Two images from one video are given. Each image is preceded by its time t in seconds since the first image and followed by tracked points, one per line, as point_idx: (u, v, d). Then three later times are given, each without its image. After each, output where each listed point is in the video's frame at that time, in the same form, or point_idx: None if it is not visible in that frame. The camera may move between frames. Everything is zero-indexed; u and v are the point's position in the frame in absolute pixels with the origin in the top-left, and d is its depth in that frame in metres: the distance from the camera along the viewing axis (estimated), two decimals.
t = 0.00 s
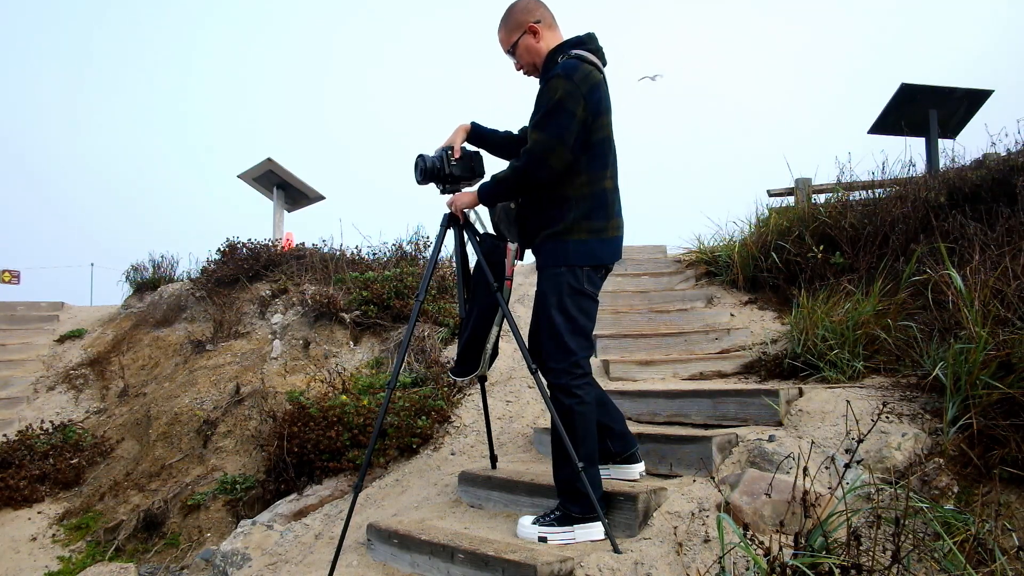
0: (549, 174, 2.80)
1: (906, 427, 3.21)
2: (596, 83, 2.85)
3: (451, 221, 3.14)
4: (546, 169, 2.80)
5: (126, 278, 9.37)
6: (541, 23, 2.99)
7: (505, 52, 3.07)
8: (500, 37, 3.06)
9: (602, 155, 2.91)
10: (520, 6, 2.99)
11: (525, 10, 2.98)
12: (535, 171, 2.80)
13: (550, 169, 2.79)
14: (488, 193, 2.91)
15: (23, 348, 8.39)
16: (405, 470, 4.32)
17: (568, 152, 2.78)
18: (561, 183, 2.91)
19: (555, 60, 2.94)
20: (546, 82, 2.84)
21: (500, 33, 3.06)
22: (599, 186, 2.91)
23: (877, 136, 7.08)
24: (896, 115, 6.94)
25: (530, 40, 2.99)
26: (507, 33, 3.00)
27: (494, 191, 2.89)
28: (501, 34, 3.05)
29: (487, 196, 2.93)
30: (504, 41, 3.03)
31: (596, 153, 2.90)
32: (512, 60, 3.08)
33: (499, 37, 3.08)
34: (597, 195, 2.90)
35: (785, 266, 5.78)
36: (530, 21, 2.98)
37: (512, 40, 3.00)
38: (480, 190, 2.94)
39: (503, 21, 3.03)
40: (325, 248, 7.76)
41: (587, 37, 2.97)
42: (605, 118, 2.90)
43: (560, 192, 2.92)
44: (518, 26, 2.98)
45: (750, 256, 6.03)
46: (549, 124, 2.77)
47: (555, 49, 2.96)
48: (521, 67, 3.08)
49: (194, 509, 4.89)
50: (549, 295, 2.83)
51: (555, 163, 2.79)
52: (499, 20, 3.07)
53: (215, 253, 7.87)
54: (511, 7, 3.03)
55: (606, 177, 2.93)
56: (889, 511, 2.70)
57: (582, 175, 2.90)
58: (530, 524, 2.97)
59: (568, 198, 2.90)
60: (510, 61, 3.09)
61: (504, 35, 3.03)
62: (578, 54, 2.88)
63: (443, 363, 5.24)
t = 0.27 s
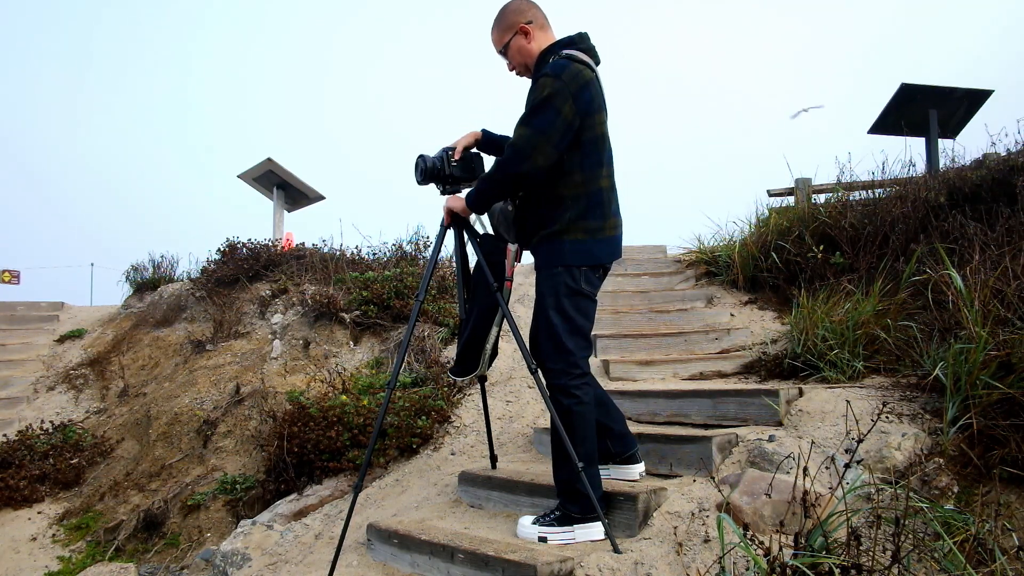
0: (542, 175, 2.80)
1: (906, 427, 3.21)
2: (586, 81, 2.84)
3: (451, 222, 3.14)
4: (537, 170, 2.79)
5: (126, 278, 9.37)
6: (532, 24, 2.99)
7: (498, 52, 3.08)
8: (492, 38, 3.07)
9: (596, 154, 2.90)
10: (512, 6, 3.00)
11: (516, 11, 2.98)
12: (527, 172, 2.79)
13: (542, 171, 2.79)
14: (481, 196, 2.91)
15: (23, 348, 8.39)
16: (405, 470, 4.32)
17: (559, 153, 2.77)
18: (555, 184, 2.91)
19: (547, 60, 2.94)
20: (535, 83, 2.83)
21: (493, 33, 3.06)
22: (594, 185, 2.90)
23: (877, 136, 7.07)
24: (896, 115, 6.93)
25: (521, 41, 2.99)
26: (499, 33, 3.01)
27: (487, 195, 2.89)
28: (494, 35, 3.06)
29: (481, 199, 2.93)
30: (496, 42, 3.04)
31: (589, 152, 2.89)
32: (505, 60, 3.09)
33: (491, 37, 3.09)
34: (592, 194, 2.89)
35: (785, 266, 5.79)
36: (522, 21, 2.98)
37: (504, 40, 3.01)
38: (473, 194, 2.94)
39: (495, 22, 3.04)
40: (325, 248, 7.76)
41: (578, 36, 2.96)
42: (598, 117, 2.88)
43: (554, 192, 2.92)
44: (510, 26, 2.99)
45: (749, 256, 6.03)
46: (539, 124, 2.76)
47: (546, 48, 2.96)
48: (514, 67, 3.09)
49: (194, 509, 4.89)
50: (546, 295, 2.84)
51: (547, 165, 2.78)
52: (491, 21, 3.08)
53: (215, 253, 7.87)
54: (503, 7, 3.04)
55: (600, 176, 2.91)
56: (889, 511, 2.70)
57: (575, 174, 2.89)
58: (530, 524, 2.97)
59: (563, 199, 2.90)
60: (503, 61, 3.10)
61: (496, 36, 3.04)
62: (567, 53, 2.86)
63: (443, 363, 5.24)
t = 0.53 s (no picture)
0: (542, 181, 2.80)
1: (906, 427, 3.21)
2: (584, 85, 2.83)
3: (451, 222, 3.14)
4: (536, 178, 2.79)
5: (126, 278, 9.37)
6: (531, 23, 3.00)
7: (497, 53, 3.09)
8: (492, 39, 3.08)
9: (595, 156, 2.89)
10: (510, 6, 3.00)
11: (515, 11, 2.99)
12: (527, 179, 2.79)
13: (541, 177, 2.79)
14: (481, 201, 2.92)
15: (23, 348, 8.39)
16: (405, 470, 4.32)
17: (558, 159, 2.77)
18: (555, 187, 2.91)
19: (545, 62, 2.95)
20: (532, 89, 2.83)
21: (492, 34, 3.07)
22: (594, 187, 2.90)
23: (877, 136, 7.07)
24: (896, 115, 6.93)
25: (520, 41, 3.00)
26: (498, 33, 3.02)
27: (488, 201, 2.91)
28: (493, 35, 3.07)
29: (482, 204, 2.95)
30: (495, 42, 3.05)
31: (588, 155, 2.88)
32: (504, 61, 3.09)
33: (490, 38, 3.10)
34: (593, 196, 2.89)
35: (785, 266, 5.78)
36: (520, 21, 2.99)
37: (502, 40, 3.02)
38: (473, 197, 2.95)
39: (494, 22, 3.05)
40: (325, 248, 7.76)
41: (574, 35, 2.96)
42: (596, 119, 2.87)
43: (555, 195, 2.92)
44: (508, 27, 3.00)
45: (750, 256, 6.03)
46: (536, 133, 2.75)
47: (544, 50, 2.97)
48: (514, 68, 3.09)
49: (194, 509, 4.89)
50: (547, 296, 2.84)
51: (546, 171, 2.78)
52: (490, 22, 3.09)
53: (215, 253, 7.87)
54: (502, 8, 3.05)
55: (600, 178, 2.91)
56: (889, 511, 2.70)
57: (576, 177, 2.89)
58: (530, 524, 2.97)
59: (564, 201, 2.90)
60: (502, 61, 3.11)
61: (496, 36, 3.04)
62: (563, 58, 2.85)
63: (443, 363, 5.24)
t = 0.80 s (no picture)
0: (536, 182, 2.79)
1: (906, 427, 3.21)
2: (576, 83, 2.82)
3: (450, 222, 3.14)
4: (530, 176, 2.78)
5: (126, 278, 9.37)
6: (526, 22, 3.00)
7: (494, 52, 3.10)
8: (488, 37, 3.09)
9: (590, 155, 2.89)
10: (506, 5, 3.01)
11: (510, 9, 2.99)
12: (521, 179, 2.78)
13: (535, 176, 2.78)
14: (474, 200, 2.92)
15: (23, 348, 8.39)
16: (405, 470, 4.32)
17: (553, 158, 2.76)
18: (551, 186, 2.91)
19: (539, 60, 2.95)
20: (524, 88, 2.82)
21: (489, 33, 3.09)
22: (590, 186, 2.89)
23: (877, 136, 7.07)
24: (896, 115, 6.93)
25: (515, 40, 3.00)
26: (494, 32, 3.03)
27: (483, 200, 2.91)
28: (490, 34, 3.08)
29: (477, 202, 2.94)
30: (491, 41, 3.06)
31: (583, 153, 2.88)
32: (501, 60, 3.10)
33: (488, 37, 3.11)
34: (588, 195, 2.89)
35: (785, 266, 5.78)
36: (516, 20, 2.99)
37: (498, 39, 3.03)
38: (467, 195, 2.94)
39: (491, 21, 3.06)
40: (325, 248, 7.76)
41: (569, 34, 2.95)
42: (590, 117, 2.86)
43: (550, 194, 2.92)
44: (504, 25, 3.00)
45: (750, 256, 6.03)
46: (529, 130, 2.74)
47: (539, 48, 2.96)
48: (510, 67, 3.09)
49: (194, 509, 4.89)
50: (544, 296, 2.84)
51: (537, 170, 2.78)
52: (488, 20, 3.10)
53: (215, 253, 7.87)
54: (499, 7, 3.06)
55: (595, 177, 2.90)
56: (889, 511, 2.70)
57: (571, 176, 2.88)
58: (530, 524, 2.97)
59: (559, 200, 2.90)
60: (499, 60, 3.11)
61: (492, 35, 3.05)
62: (556, 56, 2.85)
63: (443, 363, 5.24)
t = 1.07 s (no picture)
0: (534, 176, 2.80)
1: (906, 427, 3.21)
2: (575, 79, 2.83)
3: (450, 222, 3.14)
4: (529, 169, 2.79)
5: (126, 278, 9.37)
6: (529, 22, 3.00)
7: (496, 50, 3.11)
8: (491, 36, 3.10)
9: (588, 152, 2.88)
10: (509, 4, 3.01)
11: (512, 8, 3.00)
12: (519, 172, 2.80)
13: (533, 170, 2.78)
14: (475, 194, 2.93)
15: (23, 348, 8.39)
16: (405, 470, 4.32)
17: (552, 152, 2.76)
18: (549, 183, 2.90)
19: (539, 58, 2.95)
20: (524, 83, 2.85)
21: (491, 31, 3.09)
22: (587, 184, 2.89)
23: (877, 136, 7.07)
24: (896, 115, 6.94)
25: (517, 39, 3.00)
26: (496, 31, 3.03)
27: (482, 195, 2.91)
28: (492, 33, 3.09)
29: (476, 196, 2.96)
30: (493, 40, 3.07)
31: (581, 150, 2.88)
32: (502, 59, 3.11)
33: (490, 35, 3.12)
34: (585, 193, 2.88)
35: (785, 266, 5.78)
36: (518, 20, 2.99)
37: (500, 38, 3.03)
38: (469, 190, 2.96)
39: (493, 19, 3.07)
40: (325, 248, 7.76)
41: (571, 34, 2.96)
42: (588, 114, 2.87)
43: (548, 192, 2.91)
44: (507, 25, 3.01)
45: (750, 256, 6.03)
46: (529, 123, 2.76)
47: (540, 47, 2.97)
48: (511, 66, 3.10)
49: (194, 509, 4.89)
50: (541, 296, 2.85)
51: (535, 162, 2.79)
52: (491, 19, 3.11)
53: (215, 253, 7.87)
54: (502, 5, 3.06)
55: (594, 175, 2.90)
56: (889, 511, 2.70)
57: (568, 173, 2.88)
58: (530, 524, 2.97)
59: (557, 198, 2.90)
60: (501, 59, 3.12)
61: (494, 34, 3.06)
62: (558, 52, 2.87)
63: (443, 363, 5.24)
